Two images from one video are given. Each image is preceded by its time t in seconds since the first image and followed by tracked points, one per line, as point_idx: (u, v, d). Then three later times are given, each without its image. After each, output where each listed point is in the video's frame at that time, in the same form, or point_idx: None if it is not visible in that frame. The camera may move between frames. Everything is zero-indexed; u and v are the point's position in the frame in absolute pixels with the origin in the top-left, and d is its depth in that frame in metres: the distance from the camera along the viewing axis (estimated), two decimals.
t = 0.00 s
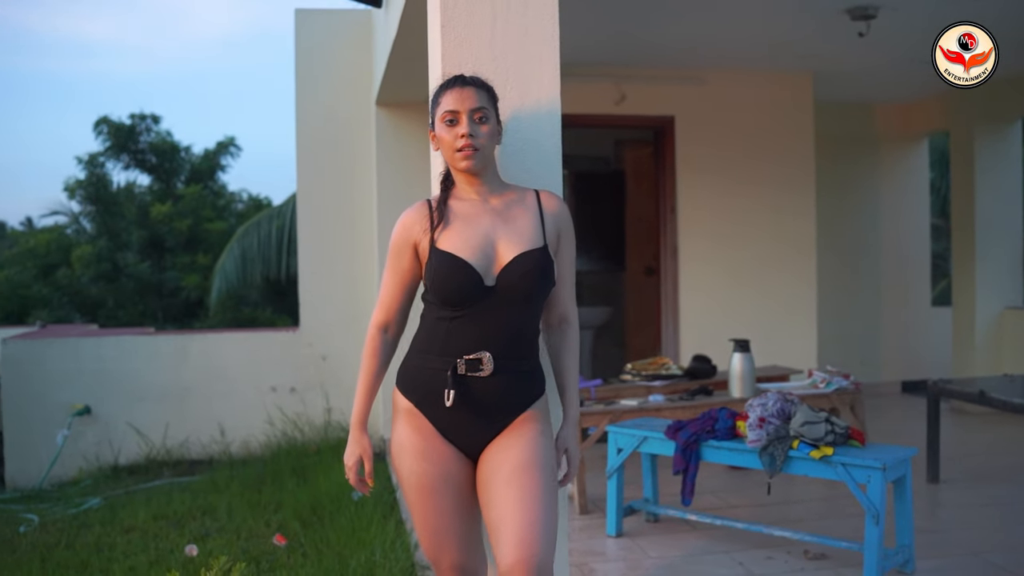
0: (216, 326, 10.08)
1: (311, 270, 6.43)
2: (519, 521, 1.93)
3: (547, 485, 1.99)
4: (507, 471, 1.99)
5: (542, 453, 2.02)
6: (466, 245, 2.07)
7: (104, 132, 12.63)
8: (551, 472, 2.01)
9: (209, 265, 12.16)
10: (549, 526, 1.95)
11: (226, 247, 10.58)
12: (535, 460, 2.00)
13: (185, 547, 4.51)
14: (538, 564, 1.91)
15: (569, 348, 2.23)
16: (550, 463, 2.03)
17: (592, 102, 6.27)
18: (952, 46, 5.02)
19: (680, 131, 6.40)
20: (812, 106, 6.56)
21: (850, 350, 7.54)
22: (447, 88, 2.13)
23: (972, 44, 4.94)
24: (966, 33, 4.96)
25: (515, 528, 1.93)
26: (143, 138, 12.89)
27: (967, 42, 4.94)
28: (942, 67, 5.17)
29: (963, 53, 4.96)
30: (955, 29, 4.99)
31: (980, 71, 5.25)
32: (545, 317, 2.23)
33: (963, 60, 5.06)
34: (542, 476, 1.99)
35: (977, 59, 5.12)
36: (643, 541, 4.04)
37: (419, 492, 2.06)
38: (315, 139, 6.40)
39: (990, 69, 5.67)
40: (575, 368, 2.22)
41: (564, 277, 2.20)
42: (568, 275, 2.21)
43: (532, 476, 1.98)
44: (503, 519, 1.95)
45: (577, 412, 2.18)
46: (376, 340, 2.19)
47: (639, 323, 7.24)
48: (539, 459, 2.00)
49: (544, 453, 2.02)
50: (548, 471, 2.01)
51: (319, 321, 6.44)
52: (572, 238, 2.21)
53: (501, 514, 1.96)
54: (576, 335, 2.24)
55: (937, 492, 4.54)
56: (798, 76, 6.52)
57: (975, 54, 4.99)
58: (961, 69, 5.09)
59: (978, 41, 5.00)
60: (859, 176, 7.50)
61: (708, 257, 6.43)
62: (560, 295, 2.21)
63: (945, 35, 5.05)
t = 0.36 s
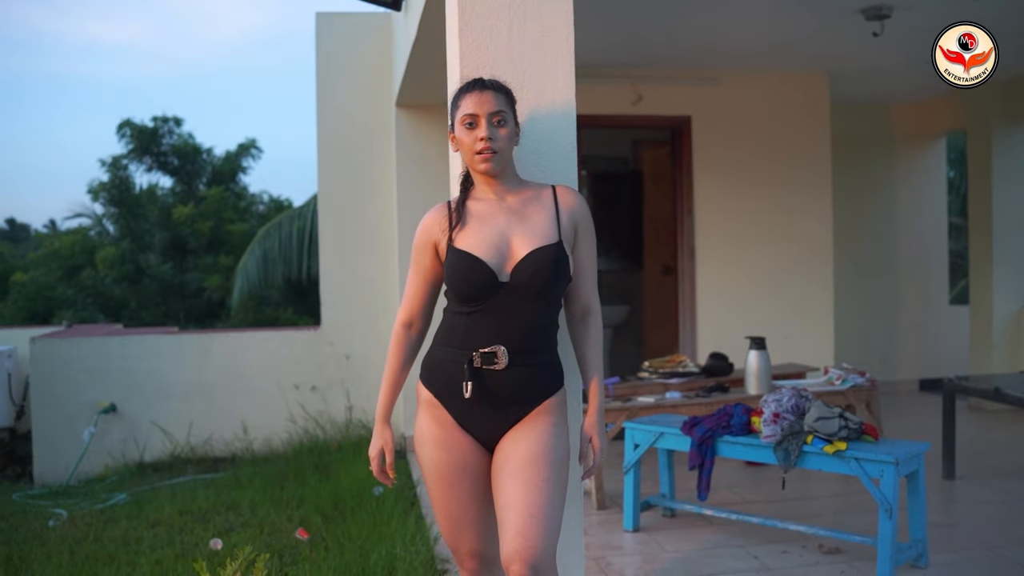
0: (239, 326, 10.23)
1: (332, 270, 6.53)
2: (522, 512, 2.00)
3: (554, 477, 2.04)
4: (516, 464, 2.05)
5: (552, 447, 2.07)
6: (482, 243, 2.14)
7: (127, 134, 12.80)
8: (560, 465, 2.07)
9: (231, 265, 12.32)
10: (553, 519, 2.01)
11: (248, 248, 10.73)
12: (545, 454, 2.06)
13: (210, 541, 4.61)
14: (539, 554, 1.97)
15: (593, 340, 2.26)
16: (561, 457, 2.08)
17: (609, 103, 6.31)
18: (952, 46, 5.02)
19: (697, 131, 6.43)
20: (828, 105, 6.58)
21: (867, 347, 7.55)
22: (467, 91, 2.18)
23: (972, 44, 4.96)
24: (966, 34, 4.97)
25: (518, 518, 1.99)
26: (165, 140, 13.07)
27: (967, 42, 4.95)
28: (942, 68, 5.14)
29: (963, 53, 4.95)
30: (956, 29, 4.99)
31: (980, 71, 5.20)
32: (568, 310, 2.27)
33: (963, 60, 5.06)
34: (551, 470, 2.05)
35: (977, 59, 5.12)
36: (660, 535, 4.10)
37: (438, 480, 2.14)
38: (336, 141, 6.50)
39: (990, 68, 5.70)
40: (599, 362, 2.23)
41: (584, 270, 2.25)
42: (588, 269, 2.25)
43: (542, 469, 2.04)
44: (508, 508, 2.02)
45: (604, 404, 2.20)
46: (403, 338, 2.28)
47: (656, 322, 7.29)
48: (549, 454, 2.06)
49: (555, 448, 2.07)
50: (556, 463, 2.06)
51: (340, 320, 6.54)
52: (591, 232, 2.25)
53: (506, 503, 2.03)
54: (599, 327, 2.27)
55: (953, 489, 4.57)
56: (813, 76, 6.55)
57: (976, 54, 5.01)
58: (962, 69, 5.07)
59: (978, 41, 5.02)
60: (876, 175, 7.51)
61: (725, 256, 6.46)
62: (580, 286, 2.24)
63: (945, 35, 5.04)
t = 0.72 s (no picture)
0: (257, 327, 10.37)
1: (349, 270, 6.62)
2: (520, 506, 2.06)
3: (555, 472, 2.09)
4: (520, 457, 2.11)
5: (557, 442, 2.12)
6: (493, 243, 2.21)
7: (144, 137, 12.94)
8: (562, 460, 2.12)
9: (248, 266, 12.46)
10: (551, 512, 2.06)
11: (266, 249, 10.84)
12: (549, 448, 2.11)
13: (230, 537, 4.70)
14: (533, 548, 2.03)
15: (608, 334, 2.29)
16: (566, 451, 2.13)
17: (621, 103, 6.35)
18: (952, 46, 5.16)
19: (710, 131, 6.46)
20: (839, 104, 6.61)
21: (881, 344, 7.56)
22: (484, 96, 2.25)
23: (971, 44, 5.09)
24: (965, 34, 5.10)
25: (516, 511, 2.05)
26: (182, 142, 13.21)
27: (967, 42, 5.08)
28: (942, 67, 5.29)
29: (963, 53, 5.09)
30: (955, 29, 5.14)
31: (980, 71, 5.32)
32: (585, 302, 2.31)
33: (964, 61, 5.18)
34: (554, 464, 2.10)
35: (977, 59, 5.25)
36: (673, 530, 4.16)
37: (453, 469, 2.23)
38: (352, 144, 6.59)
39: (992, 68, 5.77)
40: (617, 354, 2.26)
41: (598, 266, 2.29)
42: (603, 263, 2.29)
43: (545, 463, 2.09)
44: (508, 501, 2.08)
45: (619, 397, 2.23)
46: (425, 339, 2.38)
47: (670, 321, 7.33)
48: (553, 448, 2.11)
49: (560, 442, 2.12)
50: (559, 459, 2.11)
51: (358, 320, 6.63)
52: (604, 228, 2.28)
53: (507, 496, 2.09)
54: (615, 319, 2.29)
55: (964, 485, 4.60)
56: (825, 75, 6.58)
57: (976, 54, 5.13)
58: (962, 69, 5.23)
59: (978, 41, 5.14)
60: (889, 173, 7.52)
61: (739, 254, 6.50)
62: (596, 281, 2.28)
63: (945, 35, 5.20)
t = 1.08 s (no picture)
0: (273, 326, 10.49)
1: (364, 270, 6.70)
2: (515, 502, 2.09)
3: (552, 471, 2.12)
4: (521, 454, 2.16)
5: (558, 440, 2.15)
6: (501, 247, 2.29)
7: (162, 138, 13.07)
8: (561, 459, 2.14)
9: (264, 266, 12.59)
10: (546, 510, 2.09)
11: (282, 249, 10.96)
12: (549, 446, 2.14)
13: (247, 531, 4.77)
14: (526, 545, 2.06)
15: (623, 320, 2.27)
16: (567, 450, 2.16)
17: (633, 105, 6.40)
18: (952, 46, 5.25)
19: (722, 132, 6.49)
20: (851, 105, 6.64)
21: (894, 344, 7.57)
22: (498, 104, 2.31)
23: (971, 44, 5.17)
24: (965, 34, 5.17)
25: (510, 508, 2.09)
26: (199, 144, 13.34)
27: (967, 42, 5.17)
28: (942, 66, 5.40)
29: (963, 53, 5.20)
30: (956, 29, 5.21)
31: (979, 71, 5.49)
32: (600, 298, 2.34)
33: (963, 60, 5.28)
34: (553, 462, 2.13)
35: (977, 59, 5.34)
36: (683, 527, 4.21)
37: (464, 463, 2.31)
38: (368, 145, 6.67)
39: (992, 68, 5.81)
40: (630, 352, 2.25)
41: (609, 264, 2.33)
42: (614, 261, 2.32)
43: (545, 460, 2.12)
44: (506, 497, 2.12)
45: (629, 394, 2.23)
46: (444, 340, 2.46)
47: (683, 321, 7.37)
48: (553, 446, 2.14)
49: (560, 441, 2.15)
50: (557, 458, 2.14)
51: (374, 319, 6.71)
52: (613, 227, 2.32)
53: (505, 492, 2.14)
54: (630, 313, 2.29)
55: (974, 485, 4.63)
56: (837, 77, 6.61)
57: (975, 54, 5.23)
58: (961, 69, 5.36)
59: (978, 41, 5.20)
60: (901, 173, 7.54)
61: (751, 254, 6.53)
62: (608, 278, 2.32)
63: (945, 35, 5.27)
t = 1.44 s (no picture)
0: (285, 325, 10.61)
1: (376, 270, 6.79)
2: (511, 498, 2.14)
3: (549, 469, 2.17)
4: (520, 451, 2.22)
5: (556, 439, 2.21)
6: (503, 252, 2.38)
7: (176, 139, 13.20)
8: (557, 458, 2.19)
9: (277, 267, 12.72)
10: (540, 506, 2.14)
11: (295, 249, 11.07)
12: (546, 444, 2.20)
13: (259, 526, 4.86)
14: (520, 540, 2.10)
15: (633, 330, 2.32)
16: (566, 448, 2.21)
17: (641, 107, 6.46)
18: (952, 47, 5.24)
19: (730, 135, 6.55)
20: (858, 108, 6.68)
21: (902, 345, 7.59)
22: (506, 110, 2.38)
23: (971, 45, 5.15)
24: (965, 34, 5.15)
25: (506, 504, 2.14)
26: (213, 144, 13.46)
27: (967, 42, 5.14)
28: (942, 67, 5.40)
29: (963, 53, 5.14)
30: (955, 29, 5.21)
31: (979, 72, 5.48)
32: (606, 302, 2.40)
33: (964, 60, 5.29)
34: (550, 459, 2.18)
35: (977, 59, 5.34)
36: (688, 524, 4.27)
37: (474, 459, 2.41)
38: (380, 147, 6.76)
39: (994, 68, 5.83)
40: (635, 352, 2.29)
41: (613, 266, 2.38)
42: (618, 264, 2.37)
43: (542, 457, 2.18)
44: (503, 494, 2.18)
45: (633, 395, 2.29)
46: (461, 342, 2.54)
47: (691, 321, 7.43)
48: (551, 445, 2.20)
49: (559, 439, 2.21)
50: (554, 457, 2.19)
51: (386, 319, 6.80)
52: (615, 232, 2.36)
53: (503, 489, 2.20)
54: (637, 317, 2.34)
55: (977, 484, 4.68)
56: (844, 79, 6.65)
57: (975, 54, 5.21)
58: (961, 69, 5.36)
59: (978, 41, 5.19)
60: (909, 176, 7.57)
61: (759, 255, 6.58)
62: (612, 281, 2.37)
63: (945, 36, 5.27)
